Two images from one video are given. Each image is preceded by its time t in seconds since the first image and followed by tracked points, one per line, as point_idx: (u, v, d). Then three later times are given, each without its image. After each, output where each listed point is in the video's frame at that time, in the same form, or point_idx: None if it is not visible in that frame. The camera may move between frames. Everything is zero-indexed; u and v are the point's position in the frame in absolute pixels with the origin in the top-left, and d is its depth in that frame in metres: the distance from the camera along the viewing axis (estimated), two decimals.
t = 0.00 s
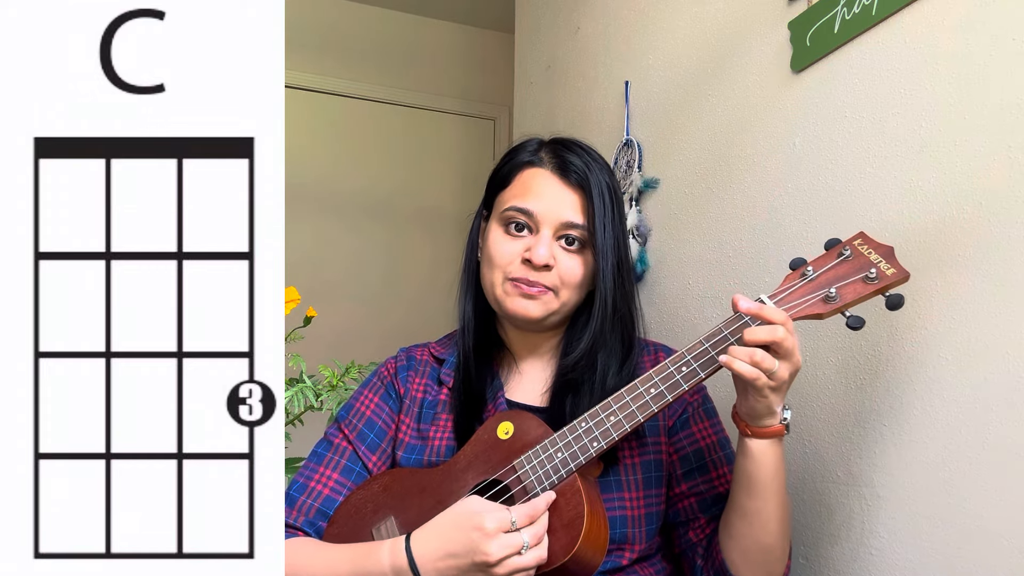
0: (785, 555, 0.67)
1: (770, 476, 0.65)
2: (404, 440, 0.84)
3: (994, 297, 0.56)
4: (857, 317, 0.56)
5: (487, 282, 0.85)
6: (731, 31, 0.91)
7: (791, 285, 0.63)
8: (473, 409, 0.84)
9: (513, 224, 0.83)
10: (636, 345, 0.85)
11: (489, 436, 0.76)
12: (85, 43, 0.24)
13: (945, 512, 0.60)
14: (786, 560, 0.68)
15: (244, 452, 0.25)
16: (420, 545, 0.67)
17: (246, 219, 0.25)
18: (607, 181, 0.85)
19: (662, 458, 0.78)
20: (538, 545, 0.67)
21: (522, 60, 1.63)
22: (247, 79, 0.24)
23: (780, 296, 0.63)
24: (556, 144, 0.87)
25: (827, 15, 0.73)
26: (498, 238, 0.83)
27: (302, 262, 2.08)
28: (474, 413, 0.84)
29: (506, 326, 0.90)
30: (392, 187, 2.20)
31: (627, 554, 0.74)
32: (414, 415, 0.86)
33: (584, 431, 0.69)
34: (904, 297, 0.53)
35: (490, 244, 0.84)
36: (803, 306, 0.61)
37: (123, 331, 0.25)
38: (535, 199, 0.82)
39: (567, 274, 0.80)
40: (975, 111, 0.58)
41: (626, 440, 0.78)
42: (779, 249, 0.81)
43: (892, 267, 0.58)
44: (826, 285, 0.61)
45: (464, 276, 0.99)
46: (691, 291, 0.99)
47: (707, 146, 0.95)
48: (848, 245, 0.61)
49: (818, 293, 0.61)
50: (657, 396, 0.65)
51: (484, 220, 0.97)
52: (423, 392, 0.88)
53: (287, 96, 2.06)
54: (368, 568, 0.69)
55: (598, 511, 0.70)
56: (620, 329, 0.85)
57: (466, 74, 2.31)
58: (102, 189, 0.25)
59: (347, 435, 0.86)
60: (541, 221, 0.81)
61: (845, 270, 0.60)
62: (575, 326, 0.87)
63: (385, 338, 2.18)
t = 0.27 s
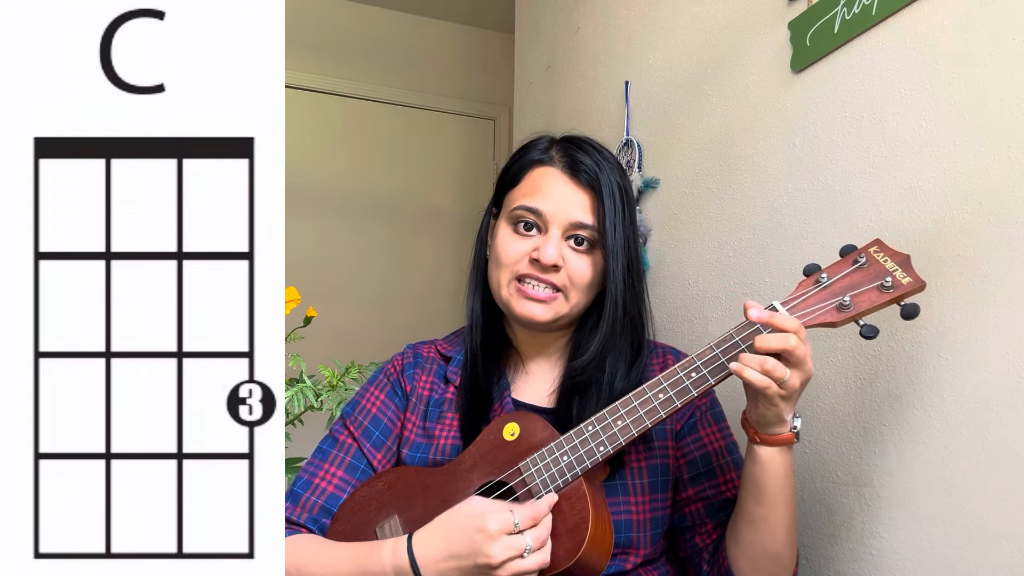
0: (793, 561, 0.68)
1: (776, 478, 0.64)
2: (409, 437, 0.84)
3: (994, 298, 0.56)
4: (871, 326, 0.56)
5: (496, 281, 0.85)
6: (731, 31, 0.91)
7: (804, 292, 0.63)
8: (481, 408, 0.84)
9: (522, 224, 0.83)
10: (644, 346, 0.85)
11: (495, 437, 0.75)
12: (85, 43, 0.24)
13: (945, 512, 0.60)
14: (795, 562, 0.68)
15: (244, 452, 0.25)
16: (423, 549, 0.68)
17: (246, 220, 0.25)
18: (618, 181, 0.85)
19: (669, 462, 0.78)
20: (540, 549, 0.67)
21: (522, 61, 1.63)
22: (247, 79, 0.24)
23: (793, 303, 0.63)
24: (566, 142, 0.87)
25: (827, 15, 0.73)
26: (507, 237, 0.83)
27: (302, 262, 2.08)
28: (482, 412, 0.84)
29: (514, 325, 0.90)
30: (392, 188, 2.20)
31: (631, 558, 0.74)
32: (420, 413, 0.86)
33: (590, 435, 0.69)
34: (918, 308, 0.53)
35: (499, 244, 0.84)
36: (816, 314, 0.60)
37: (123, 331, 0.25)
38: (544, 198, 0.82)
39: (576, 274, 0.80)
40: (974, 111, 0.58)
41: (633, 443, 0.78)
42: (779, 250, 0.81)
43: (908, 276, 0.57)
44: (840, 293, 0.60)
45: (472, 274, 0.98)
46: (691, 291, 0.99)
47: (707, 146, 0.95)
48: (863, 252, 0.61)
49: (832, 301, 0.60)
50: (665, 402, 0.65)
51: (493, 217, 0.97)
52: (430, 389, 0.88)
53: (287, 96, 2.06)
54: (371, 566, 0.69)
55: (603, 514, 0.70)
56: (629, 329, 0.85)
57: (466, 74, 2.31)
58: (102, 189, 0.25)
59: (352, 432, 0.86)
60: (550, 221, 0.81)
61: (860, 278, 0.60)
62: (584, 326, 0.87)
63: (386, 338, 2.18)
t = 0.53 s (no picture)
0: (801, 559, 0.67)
1: (780, 479, 0.64)
2: (414, 435, 0.84)
3: (994, 297, 0.56)
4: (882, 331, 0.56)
5: (502, 280, 0.85)
6: (731, 31, 0.91)
7: (815, 295, 0.63)
8: (486, 408, 0.84)
9: (529, 223, 0.82)
10: (654, 348, 0.86)
11: (499, 437, 0.76)
12: (85, 43, 0.24)
13: (945, 511, 0.60)
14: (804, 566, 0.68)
15: (244, 452, 0.25)
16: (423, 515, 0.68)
17: (246, 219, 0.25)
18: (626, 180, 0.85)
19: (675, 465, 0.78)
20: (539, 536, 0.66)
21: (522, 61, 1.63)
22: (247, 79, 0.24)
23: (802, 307, 0.62)
24: (575, 141, 0.87)
25: (827, 15, 0.73)
26: (514, 236, 0.83)
27: (303, 262, 2.08)
28: (486, 412, 0.84)
29: (520, 325, 0.90)
30: (392, 188, 2.20)
31: (635, 561, 0.74)
32: (424, 412, 0.86)
33: (596, 437, 0.69)
34: (930, 314, 0.53)
35: (505, 242, 0.84)
36: (826, 318, 0.60)
37: (123, 331, 0.25)
38: (552, 198, 0.81)
39: (583, 274, 0.80)
40: (974, 111, 0.58)
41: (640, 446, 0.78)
42: (780, 250, 0.81)
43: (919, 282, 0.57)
44: (851, 298, 0.60)
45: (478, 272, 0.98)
46: (691, 291, 0.99)
47: (707, 146, 0.95)
48: (875, 256, 0.61)
49: (842, 305, 0.60)
50: (671, 405, 0.65)
51: (500, 216, 0.97)
52: (434, 388, 0.88)
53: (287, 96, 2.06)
54: (370, 541, 0.69)
55: (607, 516, 0.70)
56: (638, 331, 0.85)
57: (466, 74, 2.31)
58: (102, 189, 0.25)
59: (356, 431, 0.86)
60: (558, 221, 0.80)
61: (872, 282, 0.60)
62: (591, 327, 0.87)
63: (386, 338, 2.18)
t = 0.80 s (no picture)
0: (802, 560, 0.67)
1: (782, 480, 0.64)
2: (414, 435, 0.84)
3: (994, 297, 0.56)
4: (882, 331, 0.56)
5: (501, 280, 0.85)
6: (731, 31, 0.91)
7: (815, 296, 0.63)
8: (486, 409, 0.84)
9: (528, 225, 0.82)
10: (654, 351, 0.86)
11: (499, 437, 0.76)
12: (85, 43, 0.24)
13: (945, 511, 0.60)
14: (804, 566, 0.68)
15: (244, 452, 0.25)
16: (427, 535, 0.68)
17: (246, 219, 0.25)
18: (626, 182, 0.84)
19: (675, 466, 0.78)
20: (544, 549, 0.67)
21: (523, 61, 1.63)
22: (247, 79, 0.24)
23: (802, 307, 0.62)
24: (576, 142, 0.86)
25: (827, 15, 0.73)
26: (513, 237, 0.83)
27: (303, 262, 2.08)
28: (487, 413, 0.84)
29: (520, 325, 0.90)
30: (392, 188, 2.20)
31: (636, 562, 0.74)
32: (425, 412, 0.86)
33: (596, 437, 0.69)
34: (930, 314, 0.53)
35: (505, 243, 0.84)
36: (826, 319, 0.60)
37: (124, 331, 0.25)
38: (551, 200, 0.81)
39: (581, 277, 0.80)
40: (974, 111, 0.58)
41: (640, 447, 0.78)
42: (780, 250, 0.81)
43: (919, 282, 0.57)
44: (851, 298, 0.60)
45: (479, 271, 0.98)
46: (691, 292, 0.99)
47: (707, 146, 0.95)
48: (875, 257, 0.61)
49: (842, 306, 0.60)
50: (673, 404, 0.65)
51: (502, 215, 0.97)
52: (435, 388, 0.88)
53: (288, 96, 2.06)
54: (373, 558, 0.69)
55: (608, 516, 0.70)
56: (638, 334, 0.85)
57: (466, 74, 2.31)
58: (103, 189, 0.25)
59: (356, 430, 0.86)
60: (556, 223, 0.80)
61: (872, 283, 0.60)
62: (591, 329, 0.87)
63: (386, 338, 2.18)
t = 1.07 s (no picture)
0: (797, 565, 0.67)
1: (782, 480, 0.64)
2: (413, 437, 0.84)
3: (994, 297, 0.56)
4: (877, 327, 0.56)
5: (498, 279, 0.85)
6: (731, 31, 0.91)
7: (810, 292, 0.63)
8: (484, 410, 0.83)
9: (524, 225, 0.83)
10: (650, 351, 0.85)
11: (497, 437, 0.76)
12: (85, 43, 0.24)
13: (944, 511, 0.60)
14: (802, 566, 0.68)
15: (244, 452, 0.25)
16: (426, 535, 0.68)
17: (246, 219, 0.25)
18: (623, 182, 0.84)
19: (673, 465, 0.78)
20: (541, 548, 0.67)
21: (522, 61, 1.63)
22: (246, 79, 0.24)
23: (797, 304, 0.62)
24: (573, 142, 0.86)
25: (827, 15, 0.73)
26: (509, 236, 0.83)
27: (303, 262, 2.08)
28: (485, 413, 0.83)
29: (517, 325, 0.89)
30: (392, 188, 2.20)
31: (634, 561, 0.74)
32: (423, 412, 0.86)
33: (593, 436, 0.69)
34: (926, 310, 0.53)
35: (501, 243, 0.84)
36: (821, 315, 0.60)
37: (123, 331, 0.25)
38: (547, 199, 0.81)
39: (577, 277, 0.80)
40: (974, 111, 0.58)
41: (637, 446, 0.78)
42: (780, 250, 0.81)
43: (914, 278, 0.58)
44: (846, 294, 0.60)
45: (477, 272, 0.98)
46: (691, 292, 0.99)
47: (707, 146, 0.95)
48: (870, 253, 0.61)
49: (837, 301, 0.60)
50: (669, 403, 0.65)
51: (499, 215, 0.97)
52: (433, 389, 0.88)
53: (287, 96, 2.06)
54: (372, 558, 0.69)
55: (605, 516, 0.70)
56: (634, 334, 0.85)
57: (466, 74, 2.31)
58: (103, 189, 0.25)
59: (355, 432, 0.86)
60: (552, 223, 0.80)
61: (866, 279, 0.60)
62: (589, 328, 0.87)
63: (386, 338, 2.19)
